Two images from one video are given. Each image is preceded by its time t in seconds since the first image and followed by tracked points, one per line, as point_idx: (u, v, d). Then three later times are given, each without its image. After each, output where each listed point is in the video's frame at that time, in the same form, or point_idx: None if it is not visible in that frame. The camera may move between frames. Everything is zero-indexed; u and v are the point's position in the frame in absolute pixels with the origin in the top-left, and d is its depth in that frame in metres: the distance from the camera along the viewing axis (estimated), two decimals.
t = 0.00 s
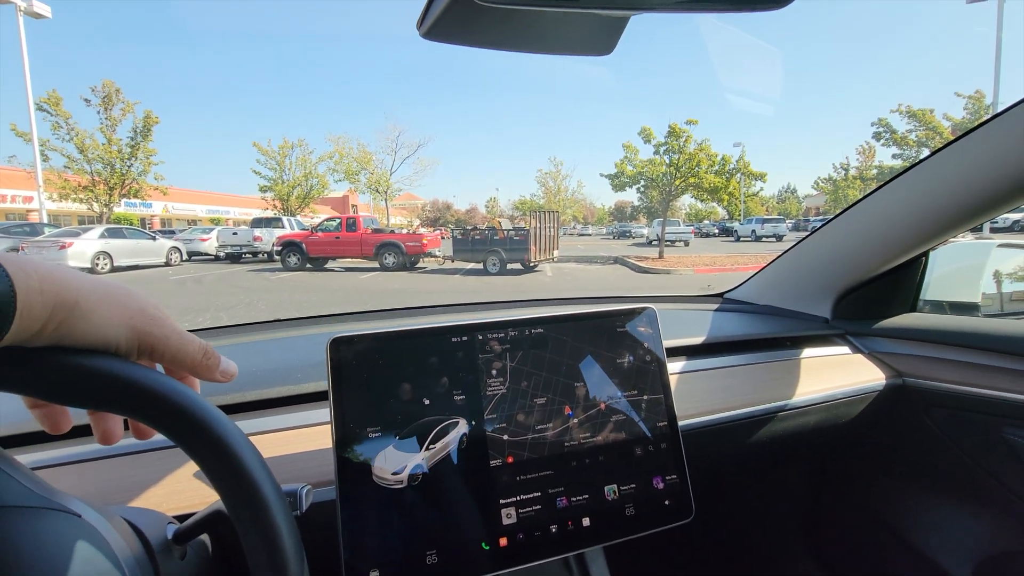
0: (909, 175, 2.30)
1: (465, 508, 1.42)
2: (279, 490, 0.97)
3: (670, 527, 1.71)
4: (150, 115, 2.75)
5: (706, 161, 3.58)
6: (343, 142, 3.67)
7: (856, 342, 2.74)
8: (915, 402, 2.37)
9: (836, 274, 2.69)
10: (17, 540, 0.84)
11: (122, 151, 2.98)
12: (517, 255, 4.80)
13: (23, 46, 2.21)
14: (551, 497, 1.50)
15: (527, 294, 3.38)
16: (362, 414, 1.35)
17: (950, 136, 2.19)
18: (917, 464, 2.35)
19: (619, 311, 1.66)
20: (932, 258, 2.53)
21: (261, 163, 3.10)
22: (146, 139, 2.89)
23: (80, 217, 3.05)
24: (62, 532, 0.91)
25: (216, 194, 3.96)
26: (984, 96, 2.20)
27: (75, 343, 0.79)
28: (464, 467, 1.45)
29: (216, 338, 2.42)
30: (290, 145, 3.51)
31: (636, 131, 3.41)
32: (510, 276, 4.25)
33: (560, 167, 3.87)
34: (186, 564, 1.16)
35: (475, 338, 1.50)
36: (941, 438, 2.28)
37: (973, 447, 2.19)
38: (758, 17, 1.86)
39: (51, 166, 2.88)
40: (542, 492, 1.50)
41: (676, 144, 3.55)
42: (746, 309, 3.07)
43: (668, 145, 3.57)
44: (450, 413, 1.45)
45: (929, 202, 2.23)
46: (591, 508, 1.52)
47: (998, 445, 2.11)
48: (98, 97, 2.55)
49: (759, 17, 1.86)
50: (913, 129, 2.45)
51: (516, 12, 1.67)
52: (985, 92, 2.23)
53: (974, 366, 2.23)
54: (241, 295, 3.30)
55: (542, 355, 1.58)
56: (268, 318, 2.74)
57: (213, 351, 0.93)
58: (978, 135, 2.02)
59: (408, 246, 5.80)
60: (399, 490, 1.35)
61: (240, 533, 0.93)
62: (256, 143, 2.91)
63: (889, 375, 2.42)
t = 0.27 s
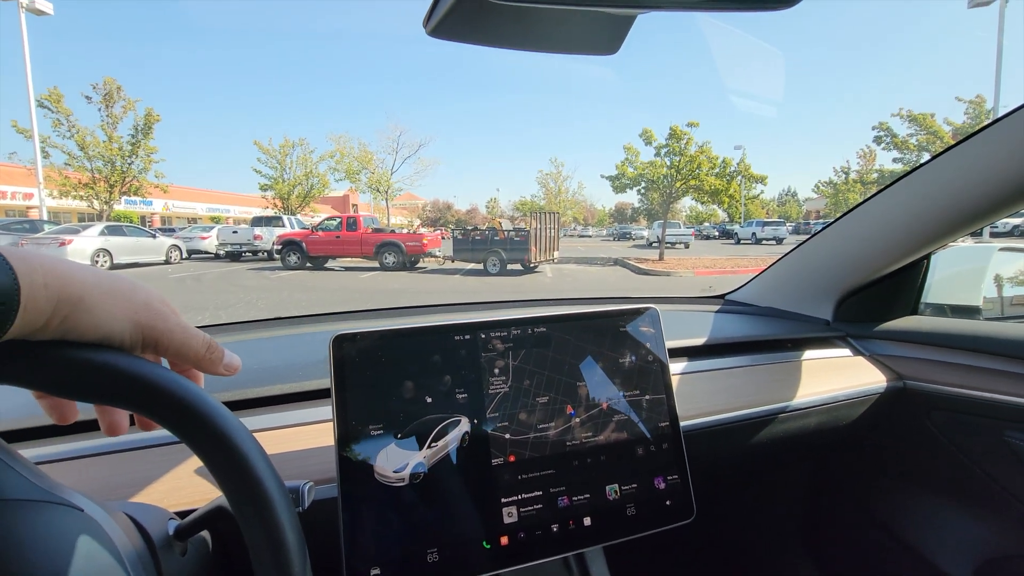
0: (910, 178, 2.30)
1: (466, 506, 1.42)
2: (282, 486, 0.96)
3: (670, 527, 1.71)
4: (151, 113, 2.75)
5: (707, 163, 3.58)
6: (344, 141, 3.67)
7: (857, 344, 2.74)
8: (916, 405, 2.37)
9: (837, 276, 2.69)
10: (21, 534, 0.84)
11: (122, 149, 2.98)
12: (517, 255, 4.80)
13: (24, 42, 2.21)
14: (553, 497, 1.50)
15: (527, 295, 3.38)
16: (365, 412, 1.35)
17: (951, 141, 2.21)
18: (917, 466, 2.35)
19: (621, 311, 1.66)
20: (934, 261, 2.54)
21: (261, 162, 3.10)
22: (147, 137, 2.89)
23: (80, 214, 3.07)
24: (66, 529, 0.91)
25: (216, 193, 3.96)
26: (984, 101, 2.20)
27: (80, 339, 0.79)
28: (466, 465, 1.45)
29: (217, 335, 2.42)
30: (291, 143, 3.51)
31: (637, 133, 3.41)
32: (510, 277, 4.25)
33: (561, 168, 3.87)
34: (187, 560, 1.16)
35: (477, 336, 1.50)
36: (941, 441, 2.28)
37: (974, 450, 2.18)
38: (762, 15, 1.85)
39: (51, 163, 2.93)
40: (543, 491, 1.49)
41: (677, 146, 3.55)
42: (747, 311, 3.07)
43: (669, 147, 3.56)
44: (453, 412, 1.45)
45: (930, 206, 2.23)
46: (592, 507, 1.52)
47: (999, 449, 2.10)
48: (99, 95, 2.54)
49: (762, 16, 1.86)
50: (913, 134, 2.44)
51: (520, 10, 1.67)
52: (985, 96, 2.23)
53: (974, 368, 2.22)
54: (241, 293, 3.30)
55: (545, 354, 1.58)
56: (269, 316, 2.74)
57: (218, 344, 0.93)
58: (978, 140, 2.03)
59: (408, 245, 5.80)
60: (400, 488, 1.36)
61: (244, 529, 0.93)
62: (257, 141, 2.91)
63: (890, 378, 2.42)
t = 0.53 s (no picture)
0: (911, 181, 2.30)
1: (465, 506, 1.40)
2: (279, 486, 0.95)
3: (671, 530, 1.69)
4: (153, 112, 2.74)
5: (709, 165, 3.58)
6: (346, 142, 3.67)
7: (859, 346, 2.72)
8: (918, 408, 2.35)
9: (839, 278, 2.68)
10: (10, 533, 0.83)
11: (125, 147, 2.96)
12: (518, 256, 4.79)
13: (27, 41, 2.20)
14: (553, 498, 1.49)
15: (528, 295, 3.37)
16: (363, 411, 1.34)
17: (952, 144, 2.21)
18: (919, 469, 2.34)
19: (622, 311, 1.65)
20: (937, 264, 2.52)
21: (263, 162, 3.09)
22: (150, 137, 2.87)
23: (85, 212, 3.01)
24: (58, 527, 0.90)
25: (218, 192, 3.97)
26: (986, 104, 2.18)
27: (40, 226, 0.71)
28: (465, 465, 1.44)
29: (217, 334, 2.42)
30: (292, 143, 3.50)
31: (637, 134, 3.40)
32: (511, 278, 4.24)
33: (563, 169, 3.86)
34: (184, 559, 1.15)
35: (477, 336, 1.49)
36: (944, 444, 2.27)
37: (977, 453, 2.17)
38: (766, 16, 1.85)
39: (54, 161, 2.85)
40: (543, 492, 1.48)
41: (678, 148, 3.55)
42: (748, 312, 3.06)
43: (671, 149, 3.56)
44: (452, 411, 1.43)
45: (932, 208, 2.23)
46: (592, 509, 1.50)
47: (1002, 452, 2.09)
48: (102, 94, 2.54)
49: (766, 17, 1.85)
50: (915, 136, 2.43)
51: (523, 7, 1.66)
52: (987, 100, 2.21)
53: (976, 371, 2.20)
54: (241, 292, 3.29)
55: (545, 354, 1.57)
56: (269, 315, 2.73)
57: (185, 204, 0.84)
58: (979, 142, 2.02)
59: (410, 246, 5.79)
60: (399, 488, 1.35)
61: (240, 528, 0.92)
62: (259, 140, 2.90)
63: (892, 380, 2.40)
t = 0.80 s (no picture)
0: (913, 182, 2.28)
1: (462, 511, 1.39)
2: (270, 491, 0.94)
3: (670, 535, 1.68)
4: (156, 112, 2.73)
5: (710, 166, 3.49)
6: (348, 141, 3.65)
7: (860, 348, 2.70)
8: (921, 411, 2.33)
9: (842, 279, 2.66)
10: None
11: (128, 147, 2.87)
12: (520, 256, 4.77)
13: (29, 40, 2.20)
14: (550, 503, 1.47)
15: (528, 296, 3.36)
16: (359, 415, 1.32)
17: (955, 145, 2.18)
18: (921, 473, 2.32)
19: (622, 313, 1.63)
20: (940, 265, 2.51)
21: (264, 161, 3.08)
22: (153, 137, 2.81)
23: (84, 212, 3.08)
24: (45, 532, 0.89)
25: (219, 192, 3.96)
26: (989, 105, 2.14)
27: None
28: (462, 469, 1.42)
29: (216, 335, 2.41)
30: (294, 143, 3.49)
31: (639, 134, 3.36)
32: (512, 278, 4.22)
33: (564, 169, 3.84)
34: (176, 564, 1.14)
35: (475, 338, 1.47)
36: (946, 447, 2.25)
37: (980, 457, 2.15)
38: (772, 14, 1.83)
39: (57, 161, 2.80)
40: (541, 497, 1.47)
41: (680, 148, 3.44)
42: (750, 313, 3.04)
43: (672, 150, 3.48)
44: (449, 415, 1.42)
45: (935, 209, 2.20)
46: (590, 514, 1.49)
47: (1005, 457, 2.07)
48: (104, 94, 2.53)
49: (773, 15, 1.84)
50: (918, 137, 2.40)
51: (525, 7, 1.65)
52: (991, 100, 2.17)
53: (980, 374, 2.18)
54: (241, 293, 3.28)
55: (544, 356, 1.55)
56: (268, 315, 2.72)
57: None
58: (983, 143, 2.00)
59: (411, 246, 5.77)
60: (395, 492, 1.33)
61: (229, 534, 0.90)
62: (261, 140, 2.90)
63: (894, 383, 2.38)
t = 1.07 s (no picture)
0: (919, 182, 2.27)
1: (471, 507, 1.38)
2: (281, 485, 0.93)
3: (679, 533, 1.66)
4: (159, 110, 2.72)
5: (713, 165, 3.46)
6: (350, 140, 3.64)
7: (868, 347, 2.68)
8: (929, 410, 2.32)
9: (848, 278, 2.65)
10: (8, 531, 0.82)
11: (130, 146, 2.86)
12: (521, 254, 4.73)
13: (33, 39, 2.20)
14: (559, 500, 1.46)
15: (531, 295, 3.35)
16: (367, 410, 1.31)
17: (958, 146, 2.18)
18: (929, 472, 2.31)
19: (630, 310, 1.62)
20: (948, 264, 2.50)
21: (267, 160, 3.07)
22: (156, 134, 2.84)
23: (87, 211, 3.12)
24: (53, 525, 0.88)
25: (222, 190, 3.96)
26: (993, 105, 2.13)
27: None
28: (471, 465, 1.41)
29: (219, 331, 2.40)
30: (296, 142, 3.48)
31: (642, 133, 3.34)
32: (514, 277, 4.20)
33: (566, 168, 3.82)
34: (184, 560, 1.13)
35: (483, 334, 1.46)
36: (955, 446, 2.23)
37: (989, 456, 2.13)
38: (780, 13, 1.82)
39: (60, 159, 2.81)
40: (550, 493, 1.46)
41: (682, 148, 3.42)
42: (755, 312, 3.02)
43: (675, 149, 3.45)
44: (458, 411, 1.41)
45: (942, 209, 2.19)
46: (599, 511, 1.48)
47: (1015, 456, 2.05)
48: (108, 92, 2.53)
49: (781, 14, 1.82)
50: (921, 137, 2.39)
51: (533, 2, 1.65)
52: (995, 100, 2.16)
53: (989, 373, 2.17)
54: (244, 291, 3.28)
55: (552, 353, 1.54)
56: (272, 313, 2.71)
57: None
58: (988, 145, 1.99)
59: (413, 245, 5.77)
60: (403, 488, 1.32)
61: (241, 528, 0.89)
62: (264, 139, 2.90)
63: (902, 382, 2.37)
